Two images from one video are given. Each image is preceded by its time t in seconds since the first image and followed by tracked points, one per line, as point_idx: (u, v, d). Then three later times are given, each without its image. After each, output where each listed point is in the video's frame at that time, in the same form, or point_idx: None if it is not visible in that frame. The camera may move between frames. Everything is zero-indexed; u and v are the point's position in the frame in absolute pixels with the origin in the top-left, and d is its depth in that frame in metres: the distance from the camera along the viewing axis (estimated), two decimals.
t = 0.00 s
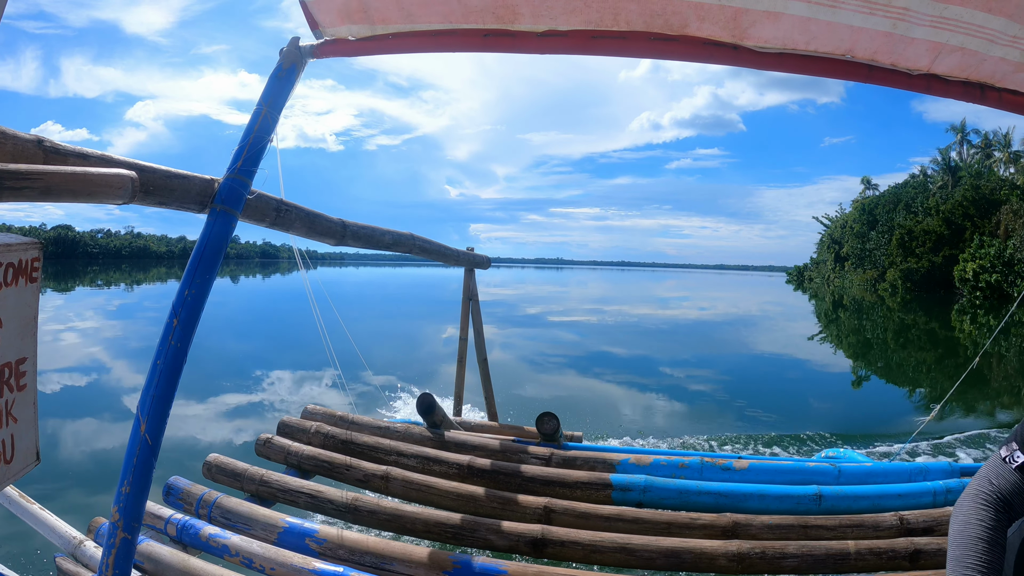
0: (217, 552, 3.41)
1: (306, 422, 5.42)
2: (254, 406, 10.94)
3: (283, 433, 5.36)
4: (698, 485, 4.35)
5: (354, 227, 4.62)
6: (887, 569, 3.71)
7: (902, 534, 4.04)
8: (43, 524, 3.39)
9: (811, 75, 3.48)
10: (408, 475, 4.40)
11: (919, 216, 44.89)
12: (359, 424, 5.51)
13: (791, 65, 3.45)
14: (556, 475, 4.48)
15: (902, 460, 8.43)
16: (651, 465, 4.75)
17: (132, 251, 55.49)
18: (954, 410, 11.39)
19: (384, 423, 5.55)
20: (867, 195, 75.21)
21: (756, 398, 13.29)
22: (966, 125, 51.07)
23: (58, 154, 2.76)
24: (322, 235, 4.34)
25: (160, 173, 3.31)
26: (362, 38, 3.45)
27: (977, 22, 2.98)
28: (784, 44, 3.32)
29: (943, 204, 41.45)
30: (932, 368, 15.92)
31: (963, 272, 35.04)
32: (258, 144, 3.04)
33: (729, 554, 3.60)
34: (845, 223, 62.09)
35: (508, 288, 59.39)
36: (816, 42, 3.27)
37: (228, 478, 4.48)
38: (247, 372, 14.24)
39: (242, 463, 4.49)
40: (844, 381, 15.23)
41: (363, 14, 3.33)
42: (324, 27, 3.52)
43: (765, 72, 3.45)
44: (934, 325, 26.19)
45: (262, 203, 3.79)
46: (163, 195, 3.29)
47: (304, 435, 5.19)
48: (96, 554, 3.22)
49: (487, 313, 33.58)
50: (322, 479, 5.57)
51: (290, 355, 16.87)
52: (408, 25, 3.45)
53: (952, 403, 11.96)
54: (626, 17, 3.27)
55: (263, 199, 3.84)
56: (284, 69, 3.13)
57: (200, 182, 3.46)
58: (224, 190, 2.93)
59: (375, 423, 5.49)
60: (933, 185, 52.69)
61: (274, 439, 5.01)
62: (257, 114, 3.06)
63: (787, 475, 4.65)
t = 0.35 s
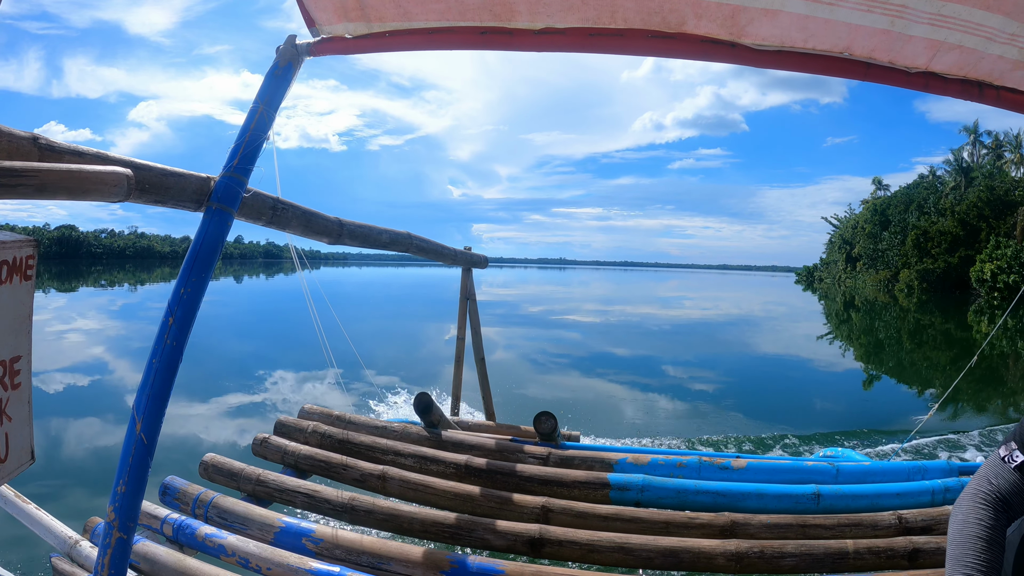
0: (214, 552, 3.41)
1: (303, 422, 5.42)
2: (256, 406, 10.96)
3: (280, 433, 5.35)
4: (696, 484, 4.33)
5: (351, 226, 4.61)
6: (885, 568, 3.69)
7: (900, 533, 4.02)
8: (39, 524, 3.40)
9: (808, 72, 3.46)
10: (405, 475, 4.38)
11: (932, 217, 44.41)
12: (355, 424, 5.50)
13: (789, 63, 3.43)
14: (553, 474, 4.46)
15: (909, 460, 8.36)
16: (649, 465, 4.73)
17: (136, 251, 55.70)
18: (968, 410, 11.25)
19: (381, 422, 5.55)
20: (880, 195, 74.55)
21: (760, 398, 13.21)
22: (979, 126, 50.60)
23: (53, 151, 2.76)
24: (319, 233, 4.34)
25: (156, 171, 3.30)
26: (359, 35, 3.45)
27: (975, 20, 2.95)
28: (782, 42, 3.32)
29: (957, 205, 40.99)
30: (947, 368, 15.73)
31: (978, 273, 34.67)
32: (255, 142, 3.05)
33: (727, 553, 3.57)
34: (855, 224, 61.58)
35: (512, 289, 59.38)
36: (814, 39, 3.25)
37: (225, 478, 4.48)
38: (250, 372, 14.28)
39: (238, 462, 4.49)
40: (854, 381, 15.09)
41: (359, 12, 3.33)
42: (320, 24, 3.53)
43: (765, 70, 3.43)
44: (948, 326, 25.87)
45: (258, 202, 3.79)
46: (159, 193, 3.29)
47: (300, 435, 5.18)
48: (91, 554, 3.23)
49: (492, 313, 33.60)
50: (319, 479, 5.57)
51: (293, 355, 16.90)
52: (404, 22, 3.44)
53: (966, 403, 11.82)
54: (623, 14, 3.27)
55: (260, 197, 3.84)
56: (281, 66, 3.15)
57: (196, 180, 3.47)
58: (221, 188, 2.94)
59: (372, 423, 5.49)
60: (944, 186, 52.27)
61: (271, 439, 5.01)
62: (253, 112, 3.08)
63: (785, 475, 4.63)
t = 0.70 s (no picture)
0: (209, 550, 3.41)
1: (299, 419, 5.42)
2: (257, 403, 10.99)
3: (276, 430, 5.36)
4: (693, 483, 4.31)
5: (348, 223, 4.61)
6: (882, 568, 3.68)
7: (897, 532, 4.00)
8: (34, 521, 3.40)
9: (807, 69, 3.43)
10: (401, 473, 4.38)
11: (943, 217, 43.93)
12: (351, 422, 5.51)
13: (789, 61, 3.40)
14: (551, 473, 4.45)
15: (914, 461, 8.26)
16: (646, 463, 4.71)
17: (139, 248, 55.84)
18: (977, 410, 11.16)
19: (377, 420, 5.55)
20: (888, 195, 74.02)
21: (762, 397, 13.14)
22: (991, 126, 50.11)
23: (49, 147, 2.75)
24: (316, 230, 4.35)
25: (152, 167, 3.31)
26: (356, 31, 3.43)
27: (975, 20, 2.92)
28: (781, 40, 3.29)
29: (969, 205, 40.56)
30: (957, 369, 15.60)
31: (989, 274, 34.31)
32: (251, 139, 3.05)
33: (724, 552, 3.56)
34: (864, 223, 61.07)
35: (516, 287, 59.29)
36: (815, 37, 3.22)
37: (221, 475, 4.49)
38: (251, 369, 14.32)
39: (235, 461, 4.49)
40: (859, 381, 15.00)
41: (358, 8, 3.30)
42: (318, 21, 3.49)
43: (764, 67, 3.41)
44: (958, 327, 25.65)
45: (255, 198, 3.80)
46: (155, 189, 3.30)
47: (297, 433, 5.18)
48: (87, 552, 3.24)
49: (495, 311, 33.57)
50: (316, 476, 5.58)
51: (295, 352, 16.93)
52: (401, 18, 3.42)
53: (975, 403, 11.73)
54: (623, 12, 3.24)
55: (256, 194, 3.84)
56: (279, 62, 3.15)
57: (193, 176, 3.47)
58: (216, 185, 2.94)
59: (369, 420, 5.49)
60: (955, 186, 51.82)
61: (268, 437, 5.01)
62: (250, 108, 3.08)
63: (782, 473, 4.62)
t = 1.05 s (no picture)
0: (203, 547, 3.43)
1: (294, 416, 5.43)
2: (257, 398, 11.03)
3: (271, 426, 5.37)
4: (687, 483, 4.31)
5: (345, 221, 4.62)
6: (874, 569, 3.68)
7: (890, 533, 4.01)
8: (29, 518, 3.44)
9: (805, 72, 3.42)
10: (396, 470, 4.39)
11: (953, 219, 43.58)
12: (345, 419, 5.52)
13: (789, 63, 3.39)
14: (545, 471, 4.45)
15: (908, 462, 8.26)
16: (640, 462, 4.71)
17: (140, 242, 55.84)
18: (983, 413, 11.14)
19: (372, 417, 5.56)
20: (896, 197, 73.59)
21: (762, 397, 13.12)
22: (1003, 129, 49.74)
23: (46, 144, 2.78)
24: (312, 228, 4.35)
25: (148, 164, 3.33)
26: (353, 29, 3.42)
27: (974, 24, 2.90)
28: (779, 42, 3.27)
29: (981, 209, 40.29)
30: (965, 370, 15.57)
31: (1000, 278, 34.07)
32: (248, 135, 3.05)
33: (717, 552, 3.56)
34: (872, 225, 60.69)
35: (518, 284, 59.23)
36: (813, 39, 3.21)
37: (216, 472, 4.50)
38: (251, 364, 14.35)
39: (229, 457, 4.51)
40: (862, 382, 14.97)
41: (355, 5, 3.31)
42: (316, 17, 3.50)
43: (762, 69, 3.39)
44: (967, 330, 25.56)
45: (252, 195, 3.81)
46: (152, 184, 3.31)
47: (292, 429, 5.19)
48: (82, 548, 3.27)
49: (498, 308, 33.58)
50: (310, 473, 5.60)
51: (296, 347, 16.96)
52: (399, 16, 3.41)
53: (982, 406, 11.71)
54: (621, 12, 3.22)
55: (253, 191, 3.85)
56: (275, 59, 3.16)
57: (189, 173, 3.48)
58: (212, 181, 2.95)
59: (363, 417, 5.50)
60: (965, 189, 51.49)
61: (262, 433, 5.02)
62: (247, 105, 3.08)
63: (776, 474, 4.62)
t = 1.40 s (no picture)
0: (201, 543, 3.45)
1: (291, 411, 5.45)
2: (258, 392, 11.07)
3: (268, 421, 5.39)
4: (685, 481, 4.31)
5: (344, 216, 4.63)
6: (871, 568, 3.67)
7: (887, 533, 4.00)
8: (25, 514, 3.44)
9: (807, 71, 3.39)
10: (394, 466, 4.40)
11: (965, 220, 43.07)
12: (343, 414, 5.53)
13: (793, 62, 3.36)
14: (543, 468, 4.45)
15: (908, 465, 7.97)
16: (638, 460, 4.71)
17: (143, 235, 55.93)
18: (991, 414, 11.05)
19: (370, 413, 5.57)
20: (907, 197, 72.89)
21: (764, 395, 13.08)
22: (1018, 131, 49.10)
23: (42, 136, 2.78)
24: (310, 223, 4.35)
25: (147, 157, 3.34)
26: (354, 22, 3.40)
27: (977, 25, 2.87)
28: (783, 41, 3.25)
29: (994, 211, 39.80)
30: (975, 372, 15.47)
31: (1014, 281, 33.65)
32: (248, 129, 3.05)
33: (715, 550, 3.56)
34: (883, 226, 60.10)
35: (521, 281, 59.08)
36: (817, 38, 3.18)
37: (214, 467, 4.52)
38: (253, 358, 14.39)
39: (227, 453, 4.53)
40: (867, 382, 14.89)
41: None
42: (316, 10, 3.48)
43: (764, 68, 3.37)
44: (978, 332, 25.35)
45: (251, 188, 3.81)
46: (151, 178, 3.33)
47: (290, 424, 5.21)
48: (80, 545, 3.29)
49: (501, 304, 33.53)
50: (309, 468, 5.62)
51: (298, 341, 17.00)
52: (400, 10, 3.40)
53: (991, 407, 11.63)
54: (624, 9, 3.19)
55: (252, 185, 3.85)
56: (275, 52, 3.16)
57: (187, 166, 3.48)
58: (212, 175, 2.95)
59: (361, 413, 5.51)
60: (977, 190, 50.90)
61: (260, 428, 5.03)
62: (246, 98, 3.08)
63: (773, 473, 4.60)
